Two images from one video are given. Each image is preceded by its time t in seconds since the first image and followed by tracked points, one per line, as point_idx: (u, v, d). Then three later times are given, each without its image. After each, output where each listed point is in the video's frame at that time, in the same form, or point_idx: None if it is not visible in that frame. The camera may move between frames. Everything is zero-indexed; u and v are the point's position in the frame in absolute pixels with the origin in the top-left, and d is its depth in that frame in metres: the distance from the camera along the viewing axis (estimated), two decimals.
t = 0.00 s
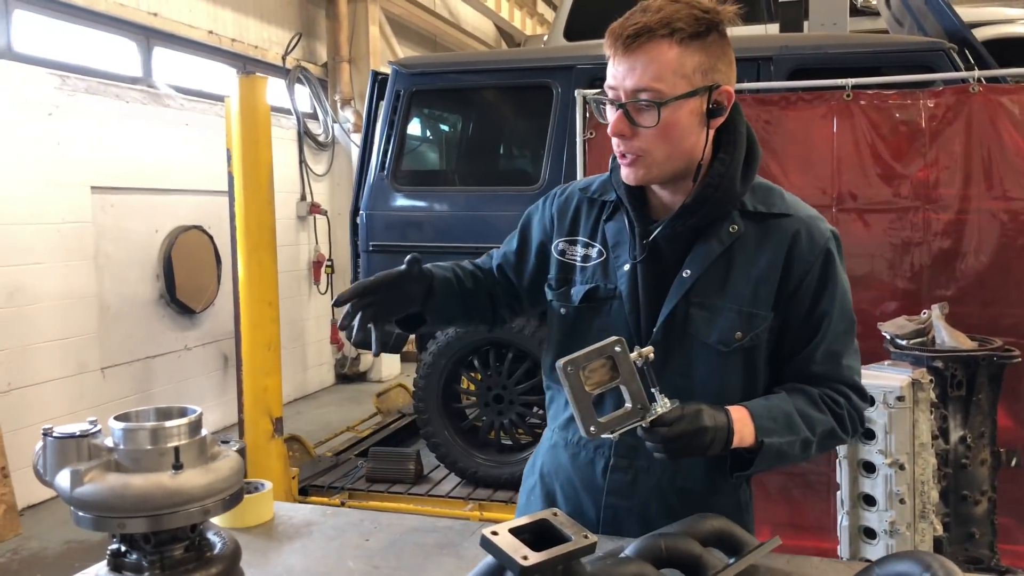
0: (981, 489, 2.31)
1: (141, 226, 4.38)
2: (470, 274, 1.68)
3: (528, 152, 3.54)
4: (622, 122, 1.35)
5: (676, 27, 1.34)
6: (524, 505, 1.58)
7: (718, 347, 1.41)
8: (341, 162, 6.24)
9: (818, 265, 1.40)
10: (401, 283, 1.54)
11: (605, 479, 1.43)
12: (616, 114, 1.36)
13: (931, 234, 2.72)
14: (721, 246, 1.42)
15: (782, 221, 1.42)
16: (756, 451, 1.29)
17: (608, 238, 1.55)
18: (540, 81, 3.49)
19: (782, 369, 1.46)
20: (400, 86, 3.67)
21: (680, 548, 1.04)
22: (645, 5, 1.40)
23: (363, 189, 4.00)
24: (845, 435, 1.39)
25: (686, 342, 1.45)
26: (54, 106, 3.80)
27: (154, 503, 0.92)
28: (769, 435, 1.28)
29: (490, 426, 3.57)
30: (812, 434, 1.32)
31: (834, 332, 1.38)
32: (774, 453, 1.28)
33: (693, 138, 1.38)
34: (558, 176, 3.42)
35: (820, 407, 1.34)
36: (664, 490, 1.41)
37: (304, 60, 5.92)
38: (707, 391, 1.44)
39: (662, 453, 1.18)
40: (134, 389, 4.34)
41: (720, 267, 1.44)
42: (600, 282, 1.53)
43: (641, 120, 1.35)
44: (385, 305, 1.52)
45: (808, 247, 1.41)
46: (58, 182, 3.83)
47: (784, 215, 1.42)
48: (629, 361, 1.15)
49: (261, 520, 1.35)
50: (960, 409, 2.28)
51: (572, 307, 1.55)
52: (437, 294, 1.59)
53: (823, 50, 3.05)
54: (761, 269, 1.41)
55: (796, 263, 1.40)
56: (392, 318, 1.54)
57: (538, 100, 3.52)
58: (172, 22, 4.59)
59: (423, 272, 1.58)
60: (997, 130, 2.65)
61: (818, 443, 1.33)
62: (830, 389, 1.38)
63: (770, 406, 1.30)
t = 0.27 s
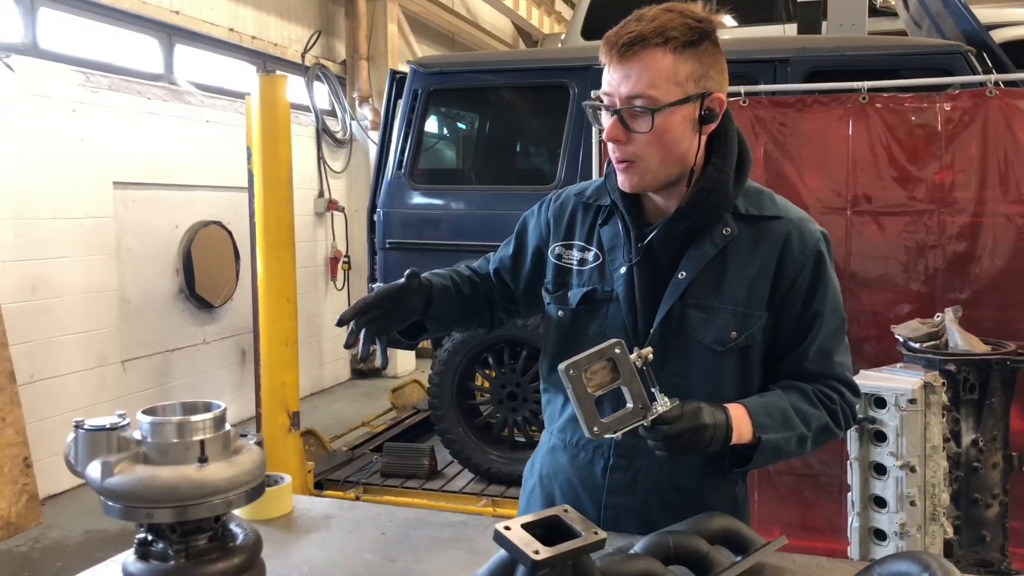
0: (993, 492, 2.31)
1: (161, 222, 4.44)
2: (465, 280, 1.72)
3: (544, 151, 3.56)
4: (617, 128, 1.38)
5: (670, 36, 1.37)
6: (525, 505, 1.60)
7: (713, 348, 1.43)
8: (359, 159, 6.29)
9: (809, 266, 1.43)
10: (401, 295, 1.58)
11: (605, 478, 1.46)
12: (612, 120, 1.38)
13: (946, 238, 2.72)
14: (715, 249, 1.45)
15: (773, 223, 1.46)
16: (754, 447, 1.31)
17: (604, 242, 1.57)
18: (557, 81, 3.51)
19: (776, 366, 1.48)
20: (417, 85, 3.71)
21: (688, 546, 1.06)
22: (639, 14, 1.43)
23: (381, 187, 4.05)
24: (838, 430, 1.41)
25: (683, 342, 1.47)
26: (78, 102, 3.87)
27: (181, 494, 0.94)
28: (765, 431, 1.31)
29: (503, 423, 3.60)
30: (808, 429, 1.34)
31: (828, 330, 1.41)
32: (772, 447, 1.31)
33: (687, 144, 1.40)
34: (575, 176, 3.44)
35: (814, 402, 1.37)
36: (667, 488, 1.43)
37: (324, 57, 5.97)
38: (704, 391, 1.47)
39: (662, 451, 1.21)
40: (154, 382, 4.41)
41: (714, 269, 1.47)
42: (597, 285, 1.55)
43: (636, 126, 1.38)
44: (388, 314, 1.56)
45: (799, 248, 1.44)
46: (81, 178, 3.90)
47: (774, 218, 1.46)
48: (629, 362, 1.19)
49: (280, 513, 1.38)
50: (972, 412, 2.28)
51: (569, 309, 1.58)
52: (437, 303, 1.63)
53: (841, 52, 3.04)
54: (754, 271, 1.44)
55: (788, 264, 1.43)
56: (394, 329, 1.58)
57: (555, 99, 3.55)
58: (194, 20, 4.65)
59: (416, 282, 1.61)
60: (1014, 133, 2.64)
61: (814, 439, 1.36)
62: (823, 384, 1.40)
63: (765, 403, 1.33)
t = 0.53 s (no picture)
0: (997, 504, 2.33)
1: (170, 230, 4.48)
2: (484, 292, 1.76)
3: (551, 162, 3.59)
4: (622, 144, 1.40)
5: (668, 54, 1.40)
6: (532, 520, 1.62)
7: (716, 358, 1.46)
8: (365, 169, 6.34)
9: (804, 275, 1.47)
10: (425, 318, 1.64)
11: (614, 490, 1.47)
12: (616, 136, 1.40)
13: (950, 251, 2.75)
14: (711, 262, 1.47)
15: (766, 236, 1.49)
16: (771, 450, 1.36)
17: (600, 258, 1.57)
18: (564, 94, 3.55)
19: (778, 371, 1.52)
20: (426, 97, 3.75)
21: (707, 556, 1.06)
22: (633, 33, 1.46)
23: (388, 197, 4.08)
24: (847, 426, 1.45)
25: (684, 355, 1.48)
26: (90, 112, 3.91)
27: (217, 501, 0.95)
28: (780, 433, 1.35)
29: (509, 433, 3.62)
30: (820, 429, 1.38)
31: (827, 335, 1.45)
32: (787, 448, 1.35)
33: (686, 159, 1.44)
34: (581, 188, 3.47)
35: (822, 402, 1.41)
36: (675, 499, 1.46)
37: (331, 68, 6.02)
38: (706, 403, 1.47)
39: (683, 459, 1.25)
40: (161, 390, 4.43)
41: (712, 282, 1.49)
42: (596, 300, 1.54)
43: (640, 142, 1.40)
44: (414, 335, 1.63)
45: (792, 258, 1.47)
46: (92, 187, 3.94)
47: (767, 230, 1.49)
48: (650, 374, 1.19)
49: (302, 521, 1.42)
50: (977, 424, 2.30)
51: (569, 325, 1.57)
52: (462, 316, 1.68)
53: (846, 67, 3.09)
54: (751, 283, 1.47)
55: (784, 274, 1.47)
56: (419, 349, 1.63)
57: (562, 112, 3.59)
58: (204, 31, 4.70)
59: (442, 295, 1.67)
60: (1017, 148, 2.66)
61: (826, 436, 1.40)
62: (828, 383, 1.44)
63: (778, 406, 1.37)
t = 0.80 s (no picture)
0: (1000, 514, 2.35)
1: (168, 248, 4.47)
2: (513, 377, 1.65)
3: (550, 177, 3.61)
4: (662, 141, 1.44)
5: (682, 67, 1.50)
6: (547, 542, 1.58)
7: (727, 368, 1.45)
8: (360, 184, 6.35)
9: (798, 287, 1.46)
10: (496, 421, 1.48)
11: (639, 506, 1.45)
12: (655, 135, 1.44)
13: (949, 263, 2.79)
14: (715, 276, 1.48)
15: (764, 249, 1.49)
16: (743, 495, 1.29)
17: (609, 280, 1.58)
18: (562, 111, 3.58)
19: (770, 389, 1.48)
20: (426, 114, 3.78)
21: (737, 568, 1.05)
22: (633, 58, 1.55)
23: (388, 213, 4.10)
24: (825, 466, 1.40)
25: (696, 368, 1.48)
26: (89, 131, 3.92)
27: (255, 524, 0.93)
28: (752, 477, 1.29)
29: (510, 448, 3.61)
30: (793, 469, 1.33)
31: (816, 345, 1.43)
32: (760, 492, 1.29)
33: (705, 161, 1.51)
34: (581, 203, 3.48)
35: (796, 441, 1.36)
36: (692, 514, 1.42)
37: (326, 84, 6.05)
38: (721, 415, 1.46)
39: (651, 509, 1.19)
40: (159, 408, 4.40)
41: (719, 295, 1.49)
42: (608, 319, 1.55)
43: (676, 140, 1.45)
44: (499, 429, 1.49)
45: (789, 271, 1.48)
46: (90, 205, 3.94)
47: (765, 244, 1.50)
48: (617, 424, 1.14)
49: (329, 539, 1.35)
50: (980, 434, 2.32)
51: (583, 347, 1.57)
52: (513, 412, 1.57)
53: (842, 82, 3.14)
54: (754, 295, 1.47)
55: (781, 285, 1.47)
56: (497, 454, 1.48)
57: (560, 127, 3.62)
58: (200, 48, 4.72)
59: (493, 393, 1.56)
60: (1014, 162, 2.71)
61: (801, 476, 1.34)
62: (812, 407, 1.40)
63: (749, 449, 1.32)
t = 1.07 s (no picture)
0: (1004, 514, 2.38)
1: (169, 261, 4.48)
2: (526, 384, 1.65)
3: (550, 187, 3.64)
4: (664, 150, 1.47)
5: (681, 82, 1.55)
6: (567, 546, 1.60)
7: (740, 369, 1.47)
8: (357, 196, 6.37)
9: (804, 287, 1.51)
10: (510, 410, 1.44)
11: (660, 507, 1.48)
12: (657, 145, 1.48)
13: (948, 268, 2.83)
14: (723, 280, 1.51)
15: (769, 254, 1.53)
16: (767, 483, 1.32)
17: (620, 289, 1.59)
18: (561, 121, 3.62)
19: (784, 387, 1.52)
20: (427, 126, 3.80)
21: (769, 566, 1.08)
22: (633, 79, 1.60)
23: (389, 224, 4.11)
24: (841, 457, 1.42)
25: (709, 370, 1.50)
26: (91, 146, 3.94)
27: (299, 527, 1.00)
28: (776, 464, 1.32)
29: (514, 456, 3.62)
30: (814, 458, 1.35)
31: (822, 343, 1.46)
32: (784, 479, 1.32)
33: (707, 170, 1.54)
34: (583, 212, 3.50)
35: (813, 432, 1.39)
36: (711, 509, 1.45)
37: (322, 97, 6.08)
38: (735, 416, 1.49)
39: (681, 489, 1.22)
40: (162, 421, 4.40)
41: (728, 299, 1.52)
42: (621, 326, 1.57)
43: (678, 149, 1.48)
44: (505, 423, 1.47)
45: (794, 274, 1.52)
46: (92, 219, 3.95)
47: (770, 249, 1.53)
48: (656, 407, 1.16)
49: (362, 540, 1.33)
50: (983, 436, 2.36)
51: (597, 354, 1.58)
52: (525, 413, 1.56)
53: (837, 91, 3.19)
54: (762, 298, 1.50)
55: (787, 287, 1.51)
56: (509, 444, 1.44)
57: (559, 137, 3.65)
58: (199, 63, 4.75)
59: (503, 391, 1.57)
60: (1009, 169, 2.77)
61: (820, 467, 1.36)
62: (826, 402, 1.43)
63: (771, 438, 1.35)
